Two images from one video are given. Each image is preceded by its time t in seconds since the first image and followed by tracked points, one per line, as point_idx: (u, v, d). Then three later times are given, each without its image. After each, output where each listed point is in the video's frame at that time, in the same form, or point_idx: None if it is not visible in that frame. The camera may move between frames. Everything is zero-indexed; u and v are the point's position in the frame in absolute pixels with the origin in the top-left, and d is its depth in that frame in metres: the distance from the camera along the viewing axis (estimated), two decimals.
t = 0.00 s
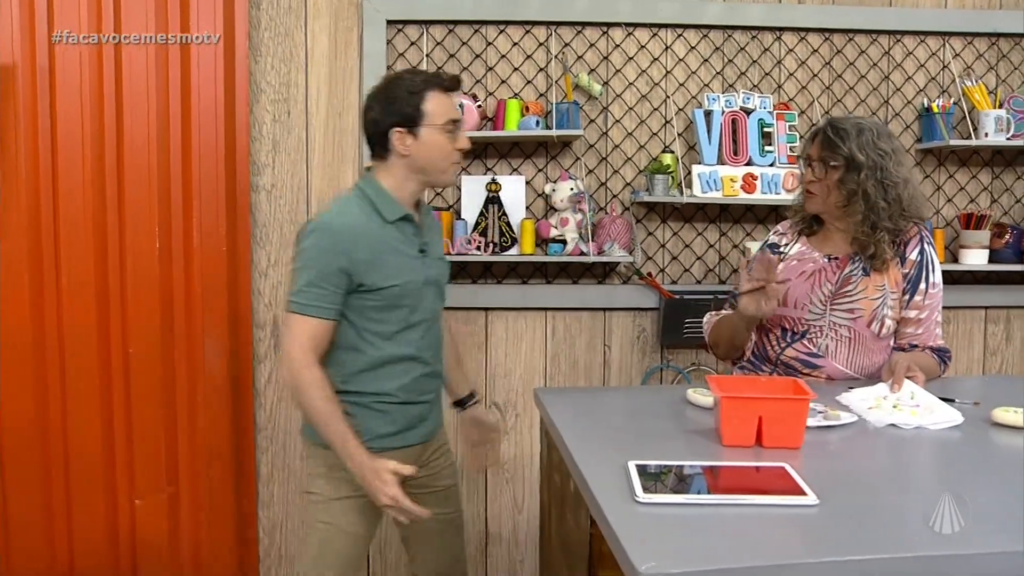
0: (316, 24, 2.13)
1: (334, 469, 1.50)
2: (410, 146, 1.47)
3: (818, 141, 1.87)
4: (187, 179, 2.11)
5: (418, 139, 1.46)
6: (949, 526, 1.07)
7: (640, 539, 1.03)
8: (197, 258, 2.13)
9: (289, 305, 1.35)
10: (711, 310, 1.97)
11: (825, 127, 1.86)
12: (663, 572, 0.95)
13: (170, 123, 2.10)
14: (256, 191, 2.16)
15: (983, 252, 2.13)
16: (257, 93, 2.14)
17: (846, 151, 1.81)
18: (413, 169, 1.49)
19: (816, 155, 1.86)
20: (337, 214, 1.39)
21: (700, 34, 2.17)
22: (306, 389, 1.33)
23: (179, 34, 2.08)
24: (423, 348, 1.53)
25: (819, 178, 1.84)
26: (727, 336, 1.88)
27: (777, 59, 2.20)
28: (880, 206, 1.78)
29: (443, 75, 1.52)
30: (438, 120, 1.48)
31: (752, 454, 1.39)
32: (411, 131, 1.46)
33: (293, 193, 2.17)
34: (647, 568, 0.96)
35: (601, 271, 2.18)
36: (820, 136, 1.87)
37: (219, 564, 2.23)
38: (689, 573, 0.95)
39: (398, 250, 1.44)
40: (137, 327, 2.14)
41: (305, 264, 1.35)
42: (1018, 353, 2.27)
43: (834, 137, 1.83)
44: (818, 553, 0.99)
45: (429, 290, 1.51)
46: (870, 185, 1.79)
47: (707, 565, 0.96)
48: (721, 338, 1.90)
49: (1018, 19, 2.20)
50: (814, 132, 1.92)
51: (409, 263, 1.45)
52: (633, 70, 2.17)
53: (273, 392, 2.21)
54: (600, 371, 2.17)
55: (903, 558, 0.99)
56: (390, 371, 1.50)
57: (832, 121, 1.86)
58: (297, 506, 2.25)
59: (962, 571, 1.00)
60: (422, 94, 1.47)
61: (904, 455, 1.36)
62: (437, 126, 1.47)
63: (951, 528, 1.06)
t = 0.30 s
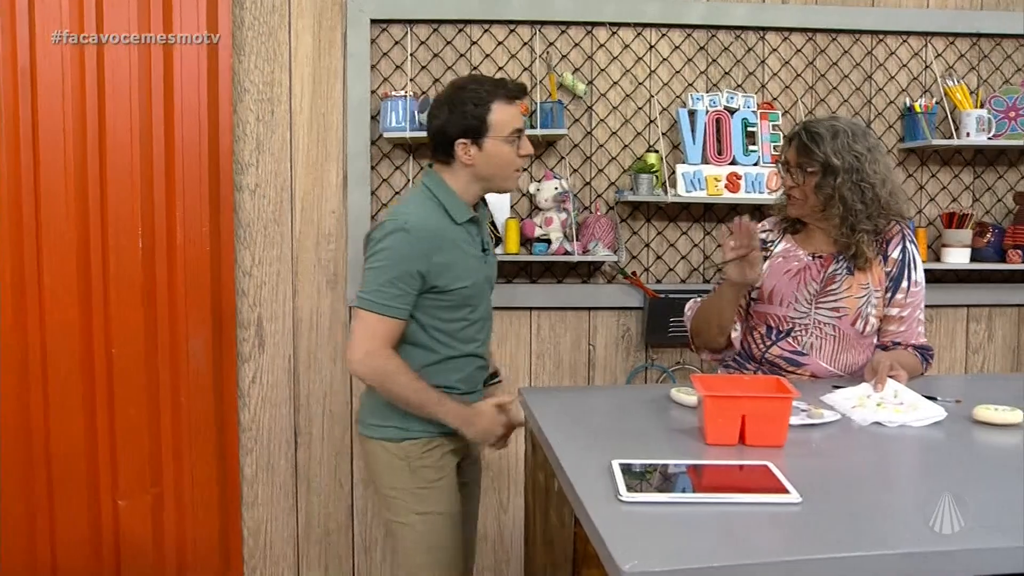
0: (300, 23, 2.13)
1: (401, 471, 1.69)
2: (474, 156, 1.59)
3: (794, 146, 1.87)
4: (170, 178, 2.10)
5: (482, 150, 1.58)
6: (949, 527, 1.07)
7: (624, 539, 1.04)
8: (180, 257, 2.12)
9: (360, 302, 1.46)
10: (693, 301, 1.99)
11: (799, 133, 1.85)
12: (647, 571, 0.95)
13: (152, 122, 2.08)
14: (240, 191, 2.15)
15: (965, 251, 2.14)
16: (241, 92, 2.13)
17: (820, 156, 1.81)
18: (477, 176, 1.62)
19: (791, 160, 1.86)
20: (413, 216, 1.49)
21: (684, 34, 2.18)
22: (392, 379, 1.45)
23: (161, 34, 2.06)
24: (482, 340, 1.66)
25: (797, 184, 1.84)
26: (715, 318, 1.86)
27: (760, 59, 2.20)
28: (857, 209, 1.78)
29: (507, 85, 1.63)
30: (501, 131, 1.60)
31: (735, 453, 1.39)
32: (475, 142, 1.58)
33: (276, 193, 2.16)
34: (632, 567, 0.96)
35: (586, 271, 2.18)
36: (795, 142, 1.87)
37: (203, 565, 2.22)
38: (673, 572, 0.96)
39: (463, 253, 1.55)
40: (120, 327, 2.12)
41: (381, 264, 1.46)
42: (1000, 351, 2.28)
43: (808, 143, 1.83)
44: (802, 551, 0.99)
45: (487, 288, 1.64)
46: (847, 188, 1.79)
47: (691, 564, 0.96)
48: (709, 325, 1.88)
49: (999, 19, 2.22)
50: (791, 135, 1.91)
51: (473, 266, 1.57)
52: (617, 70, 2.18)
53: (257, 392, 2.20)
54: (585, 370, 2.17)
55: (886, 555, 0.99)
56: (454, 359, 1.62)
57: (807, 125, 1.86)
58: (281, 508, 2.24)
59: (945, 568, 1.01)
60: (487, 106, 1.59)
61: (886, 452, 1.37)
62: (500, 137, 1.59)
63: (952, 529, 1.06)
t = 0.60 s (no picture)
0: (282, 22, 2.12)
1: (448, 475, 1.82)
2: (515, 161, 1.67)
3: (786, 142, 1.89)
4: (151, 178, 2.09)
5: (524, 155, 1.67)
6: (949, 527, 1.07)
7: (604, 538, 1.04)
8: (162, 256, 2.10)
9: (398, 301, 1.57)
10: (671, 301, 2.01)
11: (793, 128, 1.88)
12: (626, 570, 0.95)
13: (133, 122, 2.07)
14: (222, 191, 2.15)
15: (945, 250, 2.16)
16: (222, 92, 2.13)
17: (815, 150, 1.83)
18: (516, 180, 1.70)
19: (784, 155, 1.88)
20: (457, 221, 1.60)
21: (666, 34, 2.19)
22: (432, 366, 1.58)
23: (142, 34, 2.05)
24: (517, 338, 1.78)
25: (789, 179, 1.85)
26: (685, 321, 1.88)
27: (742, 59, 2.21)
28: (851, 204, 1.80)
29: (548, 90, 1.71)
30: (542, 137, 1.68)
31: (716, 451, 1.40)
32: (517, 147, 1.66)
33: (258, 193, 2.16)
34: (611, 566, 0.96)
35: (569, 271, 2.18)
36: (787, 137, 1.89)
37: (185, 567, 2.20)
38: (652, 571, 0.96)
39: (496, 256, 1.65)
40: (101, 327, 2.11)
41: (424, 265, 1.57)
42: (980, 350, 2.30)
43: (802, 138, 1.85)
44: (781, 550, 1.00)
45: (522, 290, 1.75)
46: (841, 184, 1.81)
47: (670, 563, 0.96)
48: (680, 327, 1.91)
49: (978, 20, 2.23)
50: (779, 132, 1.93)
51: (506, 268, 1.67)
52: (599, 70, 2.18)
53: (239, 392, 2.20)
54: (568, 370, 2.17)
55: (864, 553, 1.00)
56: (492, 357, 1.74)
57: (798, 122, 1.88)
58: (264, 509, 2.24)
59: (923, 565, 1.01)
60: (530, 112, 1.67)
61: (865, 450, 1.38)
62: (541, 142, 1.68)
63: (952, 529, 1.06)
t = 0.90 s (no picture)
0: (260, 22, 2.12)
1: (470, 480, 1.83)
2: (547, 159, 1.69)
3: (763, 140, 1.91)
4: (128, 178, 2.07)
5: (556, 153, 1.68)
6: (950, 527, 1.07)
7: (582, 538, 1.04)
8: (139, 257, 2.09)
9: (425, 300, 1.57)
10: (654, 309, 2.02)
11: (769, 126, 1.90)
12: (603, 569, 0.95)
13: (110, 122, 2.06)
14: (200, 191, 2.14)
15: (922, 250, 2.18)
16: (200, 93, 2.12)
17: (789, 148, 1.85)
18: (548, 178, 1.72)
19: (760, 153, 1.90)
20: (489, 223, 1.61)
21: (646, 34, 2.19)
22: (454, 368, 1.58)
23: (119, 34, 2.04)
24: (538, 338, 1.80)
25: (764, 176, 1.87)
26: (669, 328, 1.90)
27: (721, 59, 2.22)
28: (822, 202, 1.81)
29: (576, 87, 1.72)
30: (575, 135, 1.70)
31: (694, 451, 1.40)
32: (549, 146, 1.68)
33: (236, 193, 2.15)
34: (589, 566, 0.96)
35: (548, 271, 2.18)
36: (764, 135, 1.91)
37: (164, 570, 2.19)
38: (629, 571, 0.96)
39: (521, 258, 1.66)
40: (78, 329, 2.09)
41: (455, 266, 1.57)
42: (957, 348, 2.33)
43: (777, 135, 1.87)
44: (758, 548, 1.00)
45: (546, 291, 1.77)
46: (813, 181, 1.83)
47: (647, 563, 0.97)
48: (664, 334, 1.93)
49: (954, 21, 2.25)
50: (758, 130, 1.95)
51: (530, 270, 1.68)
52: (579, 70, 2.18)
53: (218, 393, 2.19)
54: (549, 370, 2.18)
55: (840, 550, 1.01)
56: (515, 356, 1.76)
57: (775, 120, 1.90)
58: (244, 511, 2.23)
59: (898, 562, 1.02)
60: (563, 110, 1.68)
61: (842, 449, 1.39)
62: (573, 140, 1.70)
63: (952, 529, 1.06)
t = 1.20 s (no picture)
0: (237, 22, 2.11)
1: (455, 481, 1.77)
2: (546, 158, 1.68)
3: (739, 142, 1.92)
4: (104, 178, 2.06)
5: (556, 152, 1.68)
6: (949, 527, 1.07)
7: (559, 537, 1.03)
8: (115, 257, 2.07)
9: (416, 295, 1.56)
10: (632, 309, 2.03)
11: (745, 128, 1.90)
12: (581, 569, 0.95)
13: (85, 122, 2.04)
14: (176, 191, 2.13)
15: (898, 250, 2.20)
16: (176, 92, 2.11)
17: (765, 149, 1.86)
18: (547, 177, 1.71)
19: (737, 155, 1.91)
20: (484, 220, 1.60)
21: (624, 34, 2.20)
22: (441, 364, 1.57)
23: (94, 34, 2.02)
24: (532, 339, 1.79)
25: (740, 178, 1.87)
26: (645, 329, 1.93)
27: (698, 60, 2.23)
28: (800, 203, 1.82)
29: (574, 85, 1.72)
30: (574, 134, 1.69)
31: (671, 450, 1.41)
32: (549, 144, 1.68)
33: (213, 194, 2.14)
34: (566, 565, 0.96)
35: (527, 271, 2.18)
36: (740, 136, 1.92)
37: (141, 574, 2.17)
38: (608, 570, 0.95)
39: (515, 257, 1.64)
40: (53, 330, 2.06)
41: (447, 263, 1.56)
42: (932, 347, 2.35)
43: (754, 137, 1.88)
44: (735, 546, 1.00)
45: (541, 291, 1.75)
46: (791, 182, 1.84)
47: (624, 561, 0.96)
48: (642, 335, 1.96)
49: (928, 23, 2.27)
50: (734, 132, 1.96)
51: (523, 269, 1.66)
52: (557, 70, 2.19)
53: (196, 394, 2.18)
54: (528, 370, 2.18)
55: (816, 548, 1.01)
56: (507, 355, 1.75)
57: (750, 122, 1.91)
58: (222, 513, 2.22)
59: (874, 560, 1.02)
60: (563, 108, 1.68)
61: (818, 448, 1.40)
62: (572, 139, 1.69)
63: (950, 529, 1.06)
